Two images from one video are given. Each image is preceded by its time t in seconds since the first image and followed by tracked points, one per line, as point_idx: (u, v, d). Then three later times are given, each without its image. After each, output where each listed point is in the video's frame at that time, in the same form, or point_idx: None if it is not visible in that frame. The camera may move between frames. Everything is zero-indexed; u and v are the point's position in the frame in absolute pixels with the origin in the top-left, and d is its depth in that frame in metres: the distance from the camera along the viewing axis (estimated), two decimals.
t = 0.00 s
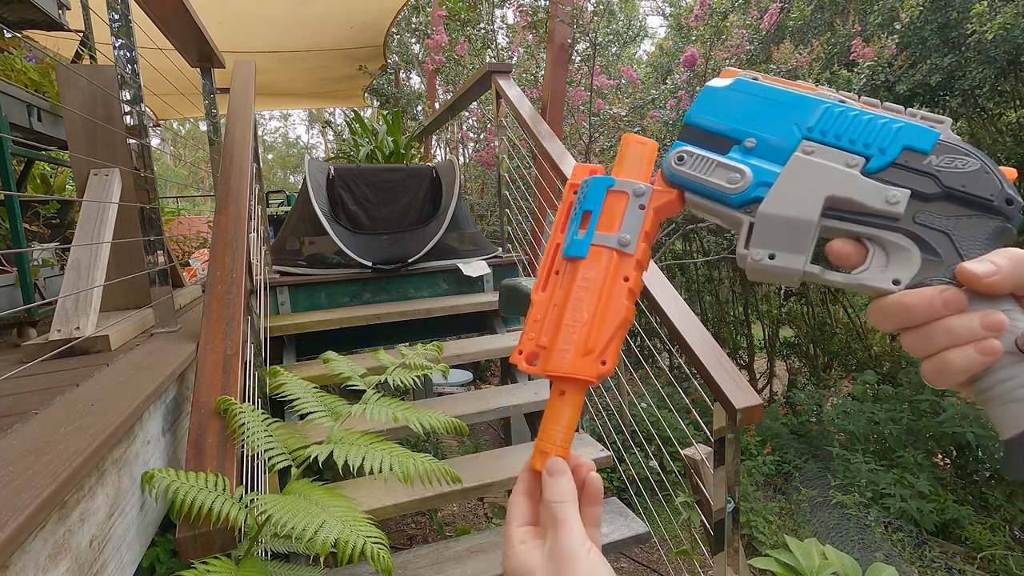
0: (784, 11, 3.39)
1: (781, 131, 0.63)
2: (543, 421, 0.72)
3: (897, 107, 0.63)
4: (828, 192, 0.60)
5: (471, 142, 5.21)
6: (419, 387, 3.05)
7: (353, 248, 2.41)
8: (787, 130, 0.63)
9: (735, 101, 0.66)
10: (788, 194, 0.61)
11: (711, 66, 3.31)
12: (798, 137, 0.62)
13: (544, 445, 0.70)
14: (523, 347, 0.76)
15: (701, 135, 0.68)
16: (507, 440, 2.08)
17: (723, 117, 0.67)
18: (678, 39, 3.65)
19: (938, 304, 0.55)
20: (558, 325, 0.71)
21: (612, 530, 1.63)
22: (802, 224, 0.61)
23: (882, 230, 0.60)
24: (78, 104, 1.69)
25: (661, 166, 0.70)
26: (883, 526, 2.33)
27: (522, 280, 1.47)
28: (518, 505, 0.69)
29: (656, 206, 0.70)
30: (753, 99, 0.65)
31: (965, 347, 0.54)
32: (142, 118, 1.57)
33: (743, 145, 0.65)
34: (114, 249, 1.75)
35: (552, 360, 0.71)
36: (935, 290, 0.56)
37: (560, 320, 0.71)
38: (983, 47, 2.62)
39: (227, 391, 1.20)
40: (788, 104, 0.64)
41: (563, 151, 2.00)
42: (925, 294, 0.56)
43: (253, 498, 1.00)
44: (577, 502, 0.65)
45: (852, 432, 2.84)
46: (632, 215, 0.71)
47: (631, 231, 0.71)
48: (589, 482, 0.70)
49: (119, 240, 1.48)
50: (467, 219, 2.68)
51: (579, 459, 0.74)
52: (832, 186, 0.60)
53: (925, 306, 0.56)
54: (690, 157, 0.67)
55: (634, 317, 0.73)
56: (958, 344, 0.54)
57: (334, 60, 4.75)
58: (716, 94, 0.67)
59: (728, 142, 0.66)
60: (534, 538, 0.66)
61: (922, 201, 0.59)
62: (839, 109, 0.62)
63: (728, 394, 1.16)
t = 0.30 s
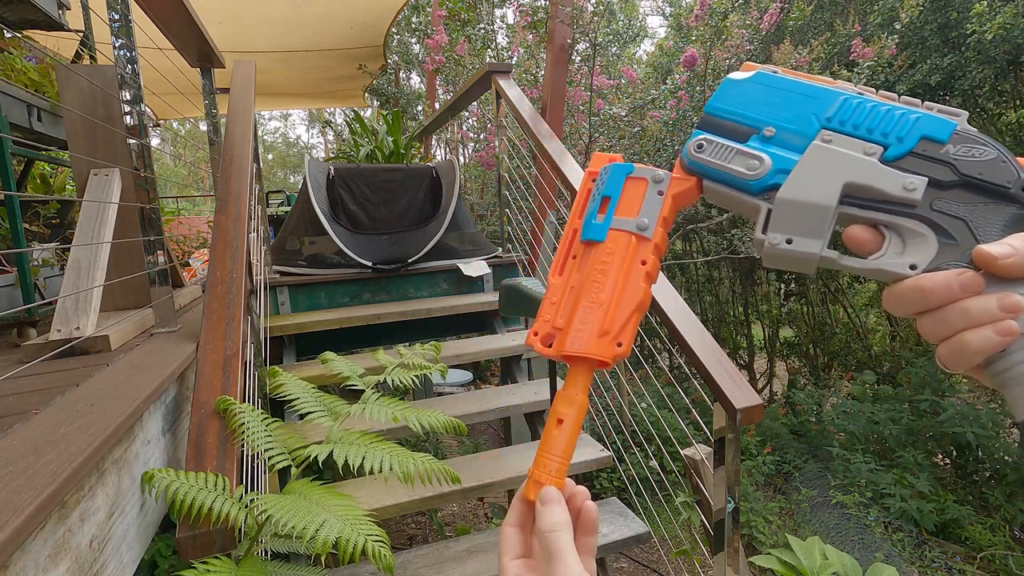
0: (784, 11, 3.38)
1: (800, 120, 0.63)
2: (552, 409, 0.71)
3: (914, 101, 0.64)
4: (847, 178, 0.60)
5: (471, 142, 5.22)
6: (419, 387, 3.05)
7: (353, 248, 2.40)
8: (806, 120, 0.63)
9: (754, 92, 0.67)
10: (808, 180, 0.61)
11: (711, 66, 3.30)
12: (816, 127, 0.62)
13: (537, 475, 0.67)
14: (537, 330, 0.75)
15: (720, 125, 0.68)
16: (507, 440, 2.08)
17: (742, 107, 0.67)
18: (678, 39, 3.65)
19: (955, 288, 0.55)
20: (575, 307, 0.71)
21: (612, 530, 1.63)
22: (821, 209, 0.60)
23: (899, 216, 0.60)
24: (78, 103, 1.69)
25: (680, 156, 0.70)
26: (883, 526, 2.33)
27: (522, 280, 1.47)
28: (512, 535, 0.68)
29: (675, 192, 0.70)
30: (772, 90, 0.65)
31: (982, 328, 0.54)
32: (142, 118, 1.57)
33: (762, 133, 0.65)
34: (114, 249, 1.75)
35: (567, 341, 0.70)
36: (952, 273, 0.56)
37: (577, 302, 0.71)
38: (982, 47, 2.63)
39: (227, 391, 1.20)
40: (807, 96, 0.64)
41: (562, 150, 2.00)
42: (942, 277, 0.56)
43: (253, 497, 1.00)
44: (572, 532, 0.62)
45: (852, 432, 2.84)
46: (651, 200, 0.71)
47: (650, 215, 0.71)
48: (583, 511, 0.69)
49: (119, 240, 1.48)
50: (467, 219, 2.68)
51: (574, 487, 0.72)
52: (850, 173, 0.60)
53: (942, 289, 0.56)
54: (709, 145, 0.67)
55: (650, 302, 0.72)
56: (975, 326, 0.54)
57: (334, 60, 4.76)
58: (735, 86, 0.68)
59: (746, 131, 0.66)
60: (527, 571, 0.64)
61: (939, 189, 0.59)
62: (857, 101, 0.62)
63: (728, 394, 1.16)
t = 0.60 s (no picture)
0: (784, 11, 3.37)
1: (803, 124, 0.63)
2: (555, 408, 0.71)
3: (918, 105, 0.63)
4: (850, 181, 0.60)
5: (471, 142, 5.22)
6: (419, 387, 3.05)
7: (353, 248, 2.40)
8: (810, 123, 0.63)
9: (758, 96, 0.67)
10: (812, 183, 0.61)
11: (711, 66, 3.30)
12: (820, 130, 0.62)
13: (540, 474, 0.67)
14: (540, 331, 0.75)
15: (723, 129, 0.68)
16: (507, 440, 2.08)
17: (746, 111, 0.67)
18: (678, 39, 3.64)
19: (957, 290, 0.55)
20: (578, 307, 0.71)
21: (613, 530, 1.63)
22: (824, 212, 0.60)
23: (902, 220, 0.60)
24: (77, 103, 1.69)
25: (684, 159, 0.70)
26: (883, 526, 2.33)
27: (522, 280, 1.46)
28: (512, 534, 0.68)
29: (678, 194, 0.71)
30: (776, 93, 0.65)
31: (985, 331, 0.54)
32: (142, 118, 1.57)
33: (766, 136, 0.65)
34: (114, 249, 1.75)
35: (570, 342, 0.70)
36: (955, 276, 0.56)
37: (580, 302, 0.71)
38: (983, 47, 2.63)
39: (227, 391, 1.20)
40: (811, 99, 0.64)
41: (562, 150, 2.00)
42: (945, 280, 0.56)
43: (254, 498, 1.00)
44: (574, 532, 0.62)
45: (852, 432, 2.83)
46: (654, 202, 0.71)
47: (654, 217, 0.71)
48: (586, 512, 0.69)
49: (119, 240, 1.48)
50: (467, 219, 2.68)
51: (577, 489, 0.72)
52: (854, 176, 0.60)
53: (945, 291, 0.56)
54: (713, 148, 0.68)
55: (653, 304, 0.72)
56: (978, 328, 0.54)
57: (335, 60, 4.76)
58: (739, 90, 0.68)
59: (750, 134, 0.66)
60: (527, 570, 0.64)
61: (942, 192, 0.59)
62: (860, 105, 0.62)
63: (728, 394, 1.16)
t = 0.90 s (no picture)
0: (784, 12, 3.36)
1: (795, 130, 0.63)
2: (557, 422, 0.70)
3: (911, 107, 0.64)
4: (843, 189, 0.60)
5: (471, 142, 5.21)
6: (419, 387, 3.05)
7: (353, 249, 2.40)
8: (801, 129, 0.63)
9: (750, 102, 0.66)
10: (805, 192, 0.61)
11: (711, 66, 3.29)
12: (812, 136, 0.62)
13: (546, 486, 0.67)
14: (537, 347, 0.75)
15: (715, 136, 0.68)
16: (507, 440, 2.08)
17: (737, 118, 0.67)
18: (678, 39, 3.64)
19: (954, 300, 0.55)
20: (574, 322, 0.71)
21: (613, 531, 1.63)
22: (817, 221, 0.61)
23: (897, 227, 0.60)
24: (78, 103, 1.69)
25: (676, 167, 0.71)
26: (883, 526, 2.33)
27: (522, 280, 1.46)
28: (516, 515, 0.67)
29: (671, 204, 0.71)
30: (767, 99, 0.65)
31: (982, 342, 0.54)
32: (142, 118, 1.56)
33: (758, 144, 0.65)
34: (114, 249, 1.75)
35: (567, 359, 0.70)
36: (951, 285, 0.56)
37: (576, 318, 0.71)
38: (982, 47, 2.63)
39: (227, 391, 1.20)
40: (803, 104, 0.64)
41: (562, 150, 1.99)
42: (941, 289, 0.56)
43: (254, 498, 1.00)
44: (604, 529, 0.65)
45: (852, 432, 2.83)
46: (647, 213, 0.71)
47: (648, 228, 0.71)
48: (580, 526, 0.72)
49: (119, 240, 1.48)
50: (467, 219, 2.67)
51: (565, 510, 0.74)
52: (847, 184, 0.60)
53: (942, 301, 0.56)
54: (705, 156, 0.68)
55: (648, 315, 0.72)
56: (976, 339, 0.54)
57: (335, 60, 4.76)
58: (730, 95, 0.68)
59: (742, 141, 0.66)
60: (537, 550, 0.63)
61: (937, 199, 0.59)
62: (853, 109, 0.62)
63: (728, 394, 1.16)
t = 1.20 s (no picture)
0: (784, 11, 3.36)
1: (798, 172, 0.63)
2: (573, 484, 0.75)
3: (918, 144, 0.63)
4: (851, 239, 0.60)
5: (471, 142, 5.22)
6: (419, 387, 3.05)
7: (354, 249, 2.40)
8: (804, 171, 0.62)
9: (750, 141, 0.65)
10: (811, 241, 0.61)
11: (712, 66, 3.24)
12: (816, 179, 0.62)
13: (568, 555, 0.73)
14: (546, 404, 0.78)
15: (716, 177, 0.68)
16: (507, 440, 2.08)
17: (738, 158, 0.66)
18: (678, 39, 3.64)
19: (974, 357, 0.55)
20: (582, 380, 0.73)
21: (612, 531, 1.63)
22: (826, 271, 0.60)
23: (909, 275, 0.59)
24: (78, 103, 1.69)
25: (678, 211, 0.70)
26: (883, 526, 2.33)
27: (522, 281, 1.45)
28: None
29: (673, 251, 0.72)
30: (769, 140, 0.64)
31: (1006, 402, 0.53)
32: (142, 118, 1.56)
33: (760, 187, 0.64)
34: (114, 249, 1.75)
35: (578, 418, 0.73)
36: (970, 341, 0.55)
37: (584, 375, 0.73)
38: (982, 47, 2.63)
39: (227, 390, 1.20)
40: (806, 144, 0.63)
41: (562, 151, 1.99)
42: (960, 346, 0.56)
43: (253, 498, 1.00)
44: None
45: (852, 432, 2.84)
46: (649, 262, 0.73)
47: (650, 279, 0.73)
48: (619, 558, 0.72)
49: (120, 240, 1.48)
50: (467, 219, 2.67)
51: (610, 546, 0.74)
52: (854, 233, 0.60)
53: (960, 358, 0.55)
54: (706, 202, 0.68)
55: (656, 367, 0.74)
56: (999, 398, 0.54)
57: (335, 60, 4.77)
58: (728, 135, 0.67)
59: (744, 184, 0.66)
60: None
61: (952, 245, 0.58)
62: (858, 150, 0.61)
63: (728, 394, 1.16)
